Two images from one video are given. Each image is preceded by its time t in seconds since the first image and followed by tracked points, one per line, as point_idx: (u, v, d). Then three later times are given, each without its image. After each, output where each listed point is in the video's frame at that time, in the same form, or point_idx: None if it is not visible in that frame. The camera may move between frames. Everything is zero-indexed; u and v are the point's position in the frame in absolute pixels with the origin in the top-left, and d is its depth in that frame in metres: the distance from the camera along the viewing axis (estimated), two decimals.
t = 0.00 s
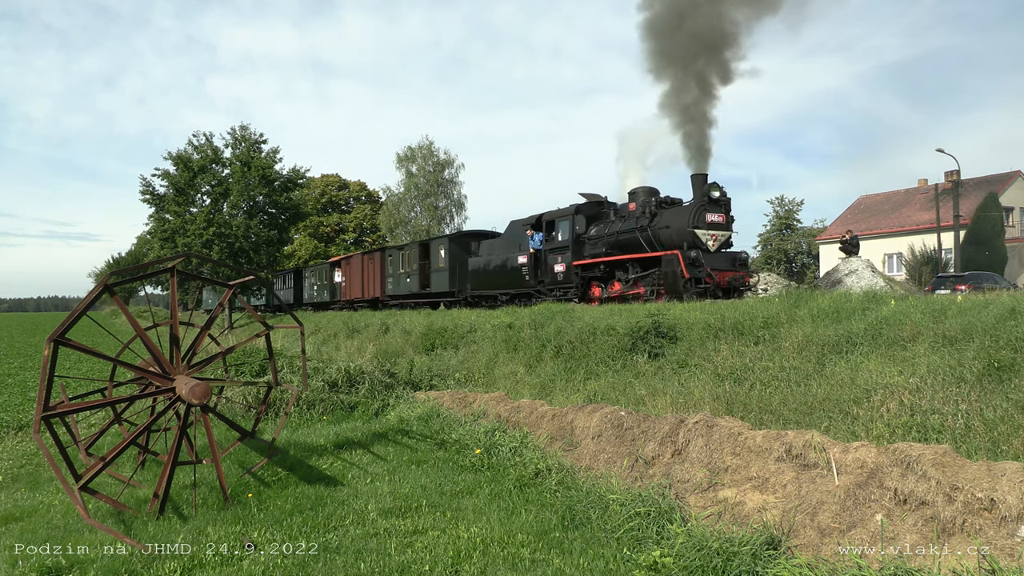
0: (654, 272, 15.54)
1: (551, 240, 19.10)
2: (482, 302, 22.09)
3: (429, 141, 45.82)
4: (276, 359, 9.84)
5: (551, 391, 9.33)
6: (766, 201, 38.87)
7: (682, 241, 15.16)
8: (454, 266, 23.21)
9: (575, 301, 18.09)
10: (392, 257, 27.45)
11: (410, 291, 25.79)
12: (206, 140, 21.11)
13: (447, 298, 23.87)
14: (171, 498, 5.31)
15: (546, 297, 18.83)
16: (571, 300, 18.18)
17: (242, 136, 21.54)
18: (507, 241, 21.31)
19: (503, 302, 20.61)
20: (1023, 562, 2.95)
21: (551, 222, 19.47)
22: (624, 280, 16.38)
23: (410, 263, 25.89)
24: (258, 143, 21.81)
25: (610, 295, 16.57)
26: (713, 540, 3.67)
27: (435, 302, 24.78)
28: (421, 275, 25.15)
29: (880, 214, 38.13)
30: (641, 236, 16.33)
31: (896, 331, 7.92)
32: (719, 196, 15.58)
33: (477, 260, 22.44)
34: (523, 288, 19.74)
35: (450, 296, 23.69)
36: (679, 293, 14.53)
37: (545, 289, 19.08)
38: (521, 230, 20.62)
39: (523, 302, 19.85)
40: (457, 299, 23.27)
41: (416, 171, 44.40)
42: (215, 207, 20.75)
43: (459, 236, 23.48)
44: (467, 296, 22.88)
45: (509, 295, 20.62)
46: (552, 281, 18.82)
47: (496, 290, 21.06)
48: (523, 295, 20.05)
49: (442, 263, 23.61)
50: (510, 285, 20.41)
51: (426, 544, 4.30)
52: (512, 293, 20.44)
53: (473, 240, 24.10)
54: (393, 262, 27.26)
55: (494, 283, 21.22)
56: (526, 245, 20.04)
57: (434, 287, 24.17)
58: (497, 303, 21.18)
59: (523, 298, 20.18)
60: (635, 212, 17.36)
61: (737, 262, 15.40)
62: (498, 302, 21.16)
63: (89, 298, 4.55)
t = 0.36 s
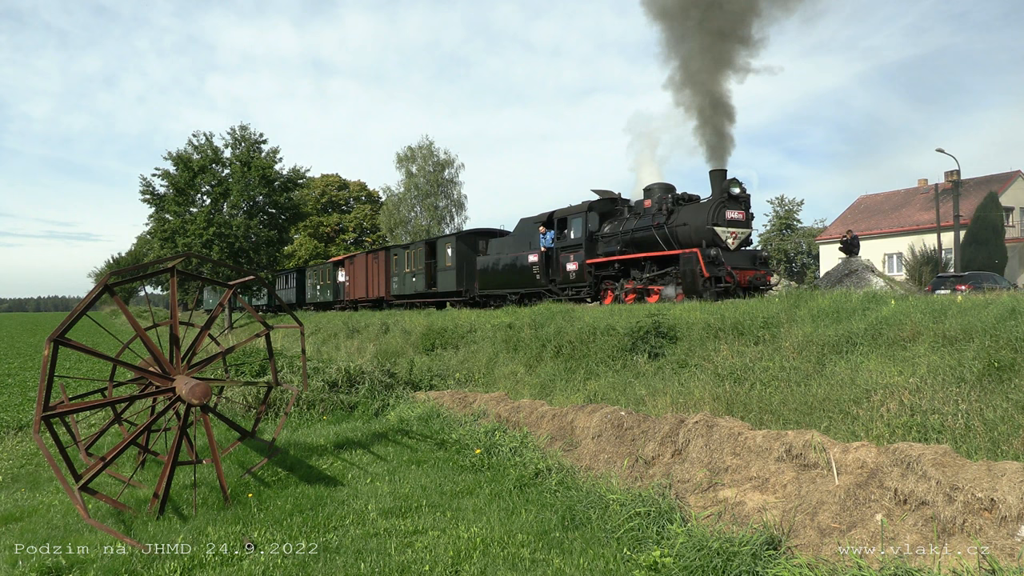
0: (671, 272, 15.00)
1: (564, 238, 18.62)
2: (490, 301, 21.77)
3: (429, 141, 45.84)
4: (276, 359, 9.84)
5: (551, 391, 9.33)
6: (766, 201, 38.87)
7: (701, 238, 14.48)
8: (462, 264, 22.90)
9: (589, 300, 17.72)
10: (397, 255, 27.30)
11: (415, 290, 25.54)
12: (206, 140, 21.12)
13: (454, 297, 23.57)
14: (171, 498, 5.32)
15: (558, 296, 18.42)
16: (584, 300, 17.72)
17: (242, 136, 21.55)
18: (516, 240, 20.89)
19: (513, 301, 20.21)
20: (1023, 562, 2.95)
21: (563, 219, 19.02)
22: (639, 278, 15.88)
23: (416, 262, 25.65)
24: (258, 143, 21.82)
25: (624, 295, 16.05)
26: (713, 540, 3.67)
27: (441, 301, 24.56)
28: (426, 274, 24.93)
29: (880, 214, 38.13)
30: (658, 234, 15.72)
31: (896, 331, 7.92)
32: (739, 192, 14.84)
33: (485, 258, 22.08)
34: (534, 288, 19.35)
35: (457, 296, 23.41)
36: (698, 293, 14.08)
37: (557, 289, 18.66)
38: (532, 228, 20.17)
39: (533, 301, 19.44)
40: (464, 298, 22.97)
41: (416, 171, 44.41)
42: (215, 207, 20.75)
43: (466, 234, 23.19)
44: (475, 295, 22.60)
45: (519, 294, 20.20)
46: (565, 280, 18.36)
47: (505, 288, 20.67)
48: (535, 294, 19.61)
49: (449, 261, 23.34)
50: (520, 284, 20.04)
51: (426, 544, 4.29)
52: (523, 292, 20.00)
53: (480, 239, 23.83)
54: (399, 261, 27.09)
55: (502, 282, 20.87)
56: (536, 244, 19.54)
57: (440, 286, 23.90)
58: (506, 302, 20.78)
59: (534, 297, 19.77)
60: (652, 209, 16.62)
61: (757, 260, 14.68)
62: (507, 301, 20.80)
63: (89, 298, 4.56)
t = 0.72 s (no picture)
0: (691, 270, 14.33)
1: (576, 235, 17.92)
2: (499, 301, 21.13)
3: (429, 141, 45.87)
4: (276, 359, 9.84)
5: (551, 391, 9.33)
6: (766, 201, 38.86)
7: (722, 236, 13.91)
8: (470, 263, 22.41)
9: (601, 301, 16.97)
10: (403, 254, 27.14)
11: (421, 290, 25.33)
12: (206, 141, 21.12)
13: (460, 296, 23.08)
14: (171, 499, 5.32)
15: (570, 296, 17.72)
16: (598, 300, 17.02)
17: (242, 136, 21.56)
18: (527, 238, 20.25)
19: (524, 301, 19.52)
20: (1023, 562, 2.95)
21: (576, 216, 18.30)
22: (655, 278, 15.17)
23: (422, 261, 25.41)
24: (258, 143, 21.82)
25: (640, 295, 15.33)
26: (713, 540, 3.67)
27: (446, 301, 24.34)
28: (433, 273, 24.68)
29: (880, 214, 38.13)
30: (676, 231, 15.16)
31: (897, 331, 7.92)
32: (761, 188, 14.29)
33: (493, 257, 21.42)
34: (546, 287, 18.68)
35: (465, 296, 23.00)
36: (719, 293, 13.23)
37: (569, 288, 17.97)
38: (544, 226, 19.54)
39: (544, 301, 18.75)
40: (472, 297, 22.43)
41: (416, 171, 44.43)
42: (215, 207, 20.75)
43: (474, 232, 22.80)
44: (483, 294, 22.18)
45: (530, 294, 19.52)
46: (577, 279, 17.66)
47: (515, 288, 20.01)
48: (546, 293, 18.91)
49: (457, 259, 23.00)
50: (530, 284, 19.44)
51: (426, 544, 4.29)
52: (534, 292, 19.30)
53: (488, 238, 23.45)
54: (405, 261, 26.92)
55: (512, 281, 20.26)
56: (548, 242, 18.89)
57: (447, 286, 23.58)
58: (516, 302, 20.11)
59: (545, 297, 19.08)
60: (669, 206, 15.97)
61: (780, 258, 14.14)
62: (516, 301, 20.16)
63: (89, 298, 4.55)
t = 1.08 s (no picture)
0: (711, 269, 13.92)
1: (591, 233, 17.48)
2: (509, 301, 20.78)
3: (429, 141, 45.86)
4: (276, 359, 9.84)
5: (550, 391, 9.33)
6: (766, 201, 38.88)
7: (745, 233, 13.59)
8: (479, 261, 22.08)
9: (617, 299, 16.56)
10: (408, 253, 26.94)
11: (428, 289, 25.10)
12: (206, 141, 21.13)
13: (468, 295, 22.82)
14: (171, 498, 5.32)
15: (584, 295, 17.31)
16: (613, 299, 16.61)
17: (242, 136, 21.56)
18: (537, 236, 19.73)
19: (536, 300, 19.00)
20: (1023, 562, 2.95)
21: (590, 213, 17.82)
22: (673, 276, 14.76)
23: (428, 260, 25.15)
24: (258, 143, 21.83)
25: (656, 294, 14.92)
26: (713, 540, 3.67)
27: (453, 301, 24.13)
28: (440, 272, 24.43)
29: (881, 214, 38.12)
30: (696, 228, 14.73)
31: (896, 331, 7.92)
32: (785, 183, 13.90)
33: (503, 256, 20.99)
34: (559, 286, 18.16)
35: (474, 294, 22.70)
36: (742, 291, 12.83)
37: (583, 287, 17.55)
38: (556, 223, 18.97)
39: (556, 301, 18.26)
40: (480, 296, 22.15)
41: (416, 171, 44.43)
42: (215, 207, 20.75)
43: (483, 230, 22.52)
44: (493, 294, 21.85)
45: (542, 293, 19.03)
46: (592, 278, 17.23)
47: (527, 287, 19.53)
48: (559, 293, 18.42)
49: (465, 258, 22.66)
50: (542, 283, 18.90)
51: (426, 544, 4.29)
52: (546, 291, 18.80)
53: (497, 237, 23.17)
54: (410, 260, 26.70)
55: (523, 280, 19.79)
56: (561, 240, 18.35)
57: (455, 285, 23.26)
58: (527, 301, 19.63)
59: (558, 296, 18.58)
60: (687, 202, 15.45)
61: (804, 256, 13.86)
62: (528, 300, 19.69)
63: (89, 298, 4.56)
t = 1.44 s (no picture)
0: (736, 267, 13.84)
1: (608, 230, 17.18)
2: (518, 300, 20.53)
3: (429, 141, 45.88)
4: (276, 359, 9.83)
5: (551, 391, 9.33)
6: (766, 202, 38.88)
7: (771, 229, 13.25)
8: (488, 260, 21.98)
9: (633, 298, 16.29)
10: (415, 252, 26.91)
11: (436, 288, 25.03)
12: (206, 141, 21.13)
13: (477, 294, 22.75)
14: (171, 499, 5.32)
15: (600, 294, 17.01)
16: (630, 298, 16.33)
17: (242, 136, 21.56)
18: (549, 234, 19.36)
19: (548, 299, 18.63)
20: (1023, 562, 2.95)
21: (606, 210, 17.56)
22: (695, 275, 14.65)
23: (436, 259, 25.10)
24: (258, 143, 21.83)
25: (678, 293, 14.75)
26: (713, 540, 3.67)
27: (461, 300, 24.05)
28: (448, 271, 24.38)
29: (881, 214, 38.12)
30: (718, 225, 14.41)
31: (896, 331, 7.92)
32: (812, 179, 13.69)
33: (514, 254, 20.69)
34: (573, 285, 17.78)
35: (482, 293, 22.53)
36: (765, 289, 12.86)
37: (598, 286, 17.23)
38: (569, 220, 18.58)
39: (570, 300, 17.89)
40: (490, 296, 21.99)
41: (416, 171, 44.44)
42: (215, 207, 20.74)
43: (492, 228, 22.45)
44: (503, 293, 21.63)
45: (555, 293, 18.67)
46: (608, 276, 16.94)
47: (539, 286, 19.16)
48: (573, 292, 18.06)
49: (473, 257, 22.55)
50: (555, 282, 18.53)
51: (426, 544, 4.29)
52: (558, 290, 18.43)
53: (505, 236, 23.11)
54: (417, 259, 26.65)
55: (535, 279, 19.45)
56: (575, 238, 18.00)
57: (464, 284, 23.16)
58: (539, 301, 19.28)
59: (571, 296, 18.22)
60: (709, 199, 15.41)
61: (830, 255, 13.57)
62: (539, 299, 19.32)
63: (89, 298, 4.55)
